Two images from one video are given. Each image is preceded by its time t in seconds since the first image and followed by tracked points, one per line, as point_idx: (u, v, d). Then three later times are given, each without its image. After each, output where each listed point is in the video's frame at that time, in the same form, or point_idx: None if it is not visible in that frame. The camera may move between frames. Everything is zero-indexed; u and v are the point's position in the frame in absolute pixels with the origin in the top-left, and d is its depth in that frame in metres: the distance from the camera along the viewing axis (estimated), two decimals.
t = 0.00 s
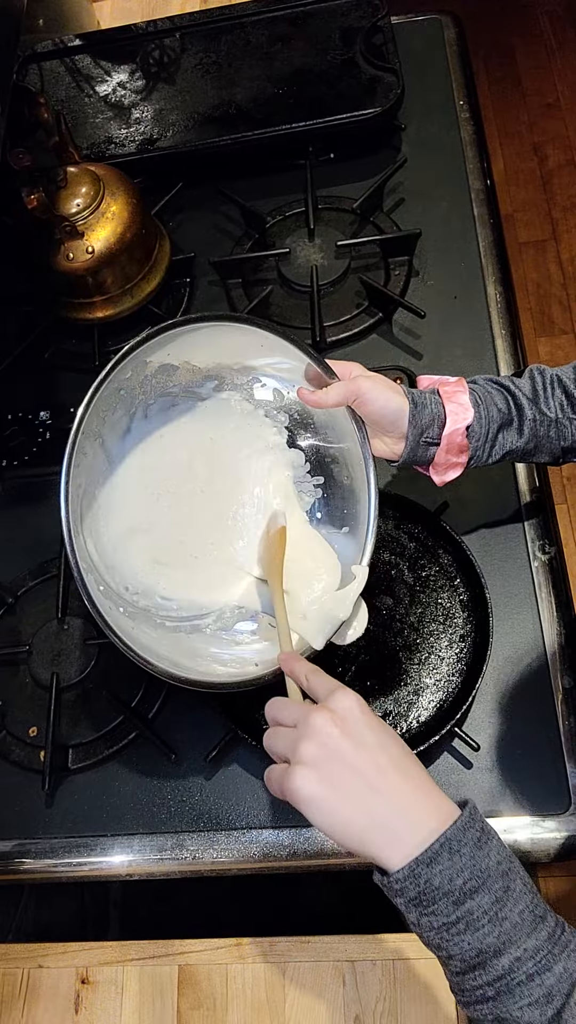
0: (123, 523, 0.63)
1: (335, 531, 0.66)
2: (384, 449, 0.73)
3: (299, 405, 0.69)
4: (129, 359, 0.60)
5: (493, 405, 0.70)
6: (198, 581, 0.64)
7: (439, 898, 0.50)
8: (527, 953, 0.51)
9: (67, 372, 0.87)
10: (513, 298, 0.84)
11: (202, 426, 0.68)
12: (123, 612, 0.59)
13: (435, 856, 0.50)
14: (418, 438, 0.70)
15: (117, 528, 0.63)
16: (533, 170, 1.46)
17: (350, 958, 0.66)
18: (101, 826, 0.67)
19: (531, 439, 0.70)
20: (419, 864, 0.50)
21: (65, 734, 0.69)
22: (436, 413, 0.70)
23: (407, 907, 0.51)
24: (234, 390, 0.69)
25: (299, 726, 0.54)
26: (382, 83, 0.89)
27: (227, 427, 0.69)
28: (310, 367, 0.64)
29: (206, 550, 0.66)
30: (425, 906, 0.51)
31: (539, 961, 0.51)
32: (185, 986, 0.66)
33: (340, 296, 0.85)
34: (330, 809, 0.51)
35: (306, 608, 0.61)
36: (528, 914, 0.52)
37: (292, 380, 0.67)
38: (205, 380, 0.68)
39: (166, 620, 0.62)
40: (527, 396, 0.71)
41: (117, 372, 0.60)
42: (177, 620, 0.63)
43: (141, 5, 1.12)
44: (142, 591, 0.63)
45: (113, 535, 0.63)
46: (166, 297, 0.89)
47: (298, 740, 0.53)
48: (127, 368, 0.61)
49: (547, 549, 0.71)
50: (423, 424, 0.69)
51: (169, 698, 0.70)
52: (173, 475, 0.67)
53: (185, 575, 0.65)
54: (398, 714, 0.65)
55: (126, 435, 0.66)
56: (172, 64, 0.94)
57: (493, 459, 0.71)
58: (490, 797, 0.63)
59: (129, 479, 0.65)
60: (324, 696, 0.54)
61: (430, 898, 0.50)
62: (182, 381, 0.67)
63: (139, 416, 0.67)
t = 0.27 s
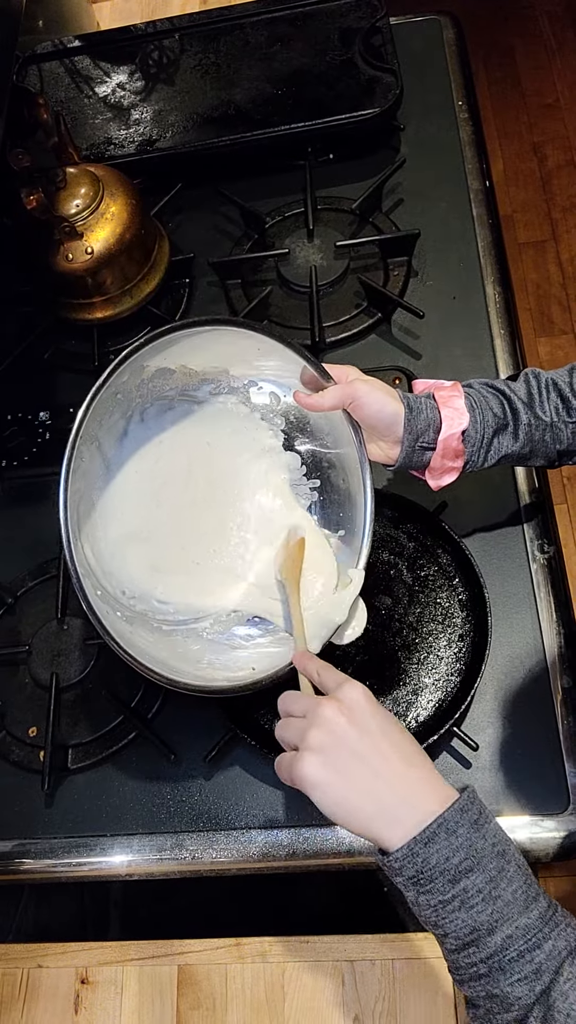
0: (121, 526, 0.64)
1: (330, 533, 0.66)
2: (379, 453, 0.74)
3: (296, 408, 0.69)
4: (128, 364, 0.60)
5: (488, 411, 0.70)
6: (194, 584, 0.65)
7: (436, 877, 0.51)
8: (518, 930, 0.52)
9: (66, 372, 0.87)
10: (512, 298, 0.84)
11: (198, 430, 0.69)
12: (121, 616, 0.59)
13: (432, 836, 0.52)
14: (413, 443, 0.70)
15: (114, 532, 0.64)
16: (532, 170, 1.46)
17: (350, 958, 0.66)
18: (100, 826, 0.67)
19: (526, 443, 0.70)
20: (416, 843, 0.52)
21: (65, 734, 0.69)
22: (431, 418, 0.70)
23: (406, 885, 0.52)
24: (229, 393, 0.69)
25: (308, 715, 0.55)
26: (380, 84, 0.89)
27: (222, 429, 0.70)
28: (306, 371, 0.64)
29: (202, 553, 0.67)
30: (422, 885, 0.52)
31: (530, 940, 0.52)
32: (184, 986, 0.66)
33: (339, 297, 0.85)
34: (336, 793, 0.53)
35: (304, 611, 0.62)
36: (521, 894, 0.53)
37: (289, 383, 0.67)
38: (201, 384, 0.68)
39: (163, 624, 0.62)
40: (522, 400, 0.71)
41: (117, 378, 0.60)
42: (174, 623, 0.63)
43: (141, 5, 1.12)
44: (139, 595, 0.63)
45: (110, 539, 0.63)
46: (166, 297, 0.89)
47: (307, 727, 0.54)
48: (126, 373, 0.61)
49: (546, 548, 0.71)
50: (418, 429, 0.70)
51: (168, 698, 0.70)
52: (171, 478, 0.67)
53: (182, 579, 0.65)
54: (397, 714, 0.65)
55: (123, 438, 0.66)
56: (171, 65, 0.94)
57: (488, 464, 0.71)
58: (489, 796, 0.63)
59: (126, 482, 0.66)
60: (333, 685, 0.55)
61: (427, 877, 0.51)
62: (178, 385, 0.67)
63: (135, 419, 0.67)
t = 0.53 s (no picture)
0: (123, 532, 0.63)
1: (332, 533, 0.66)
2: (379, 455, 0.74)
3: (295, 412, 0.70)
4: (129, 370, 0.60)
5: (488, 410, 0.70)
6: (198, 588, 0.64)
7: (475, 939, 0.50)
8: (563, 989, 0.51)
9: (67, 373, 0.87)
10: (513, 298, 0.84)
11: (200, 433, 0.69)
12: (124, 623, 0.59)
13: (467, 895, 0.50)
14: (413, 446, 0.70)
15: (117, 539, 0.63)
16: (533, 170, 1.45)
17: (351, 960, 0.65)
18: (101, 828, 0.67)
19: (526, 444, 0.70)
20: (450, 903, 0.50)
21: (65, 736, 0.69)
22: (431, 421, 0.70)
23: (442, 948, 0.51)
24: (229, 397, 0.70)
25: (319, 763, 0.53)
26: (381, 84, 0.89)
27: (225, 433, 0.69)
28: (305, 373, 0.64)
29: (208, 556, 0.66)
30: (461, 948, 0.50)
31: None
32: (185, 987, 0.66)
33: (340, 297, 0.85)
34: (351, 848, 0.51)
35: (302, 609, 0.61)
36: (564, 950, 0.52)
37: (289, 385, 0.68)
38: (200, 389, 0.68)
39: (166, 630, 0.62)
40: (522, 401, 0.71)
41: (117, 383, 0.61)
42: (176, 629, 0.63)
43: (141, 6, 1.12)
44: (143, 601, 0.62)
45: (113, 546, 0.63)
46: (167, 297, 0.89)
47: (318, 778, 0.53)
48: (126, 379, 0.61)
49: (548, 549, 0.71)
50: (419, 431, 0.69)
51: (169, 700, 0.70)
52: (174, 483, 0.67)
53: (186, 583, 0.64)
54: (398, 716, 0.65)
55: (124, 446, 0.66)
56: (172, 66, 0.94)
57: (488, 465, 0.71)
58: (491, 798, 0.63)
59: (128, 489, 0.65)
60: (344, 731, 0.53)
61: (464, 939, 0.50)
62: (177, 391, 0.68)
63: (136, 425, 0.67)
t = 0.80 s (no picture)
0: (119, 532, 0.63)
1: (327, 533, 0.66)
2: (375, 455, 0.74)
3: (291, 411, 0.70)
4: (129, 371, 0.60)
5: (485, 410, 0.70)
6: (193, 587, 0.64)
7: (467, 921, 0.50)
8: (554, 974, 0.50)
9: (67, 374, 0.87)
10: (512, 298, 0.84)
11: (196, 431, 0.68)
12: (121, 624, 0.59)
13: (462, 879, 0.50)
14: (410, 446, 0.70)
15: (113, 538, 0.63)
16: (533, 171, 1.45)
17: (351, 962, 0.65)
18: (101, 830, 0.66)
19: (522, 444, 0.70)
20: (445, 887, 0.50)
21: (65, 739, 0.69)
22: (428, 421, 0.69)
23: (435, 930, 0.51)
24: (224, 395, 0.69)
25: (324, 755, 0.54)
26: (380, 85, 0.89)
27: (221, 431, 0.69)
28: (303, 371, 0.64)
29: (203, 556, 0.66)
30: (453, 929, 0.50)
31: (568, 984, 0.50)
32: (185, 990, 0.66)
33: (339, 299, 0.85)
34: (356, 837, 0.51)
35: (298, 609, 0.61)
36: (556, 936, 0.51)
37: (287, 384, 0.68)
38: (197, 386, 0.68)
39: (161, 629, 0.62)
40: (518, 401, 0.71)
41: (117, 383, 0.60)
42: (171, 627, 0.63)
43: (141, 7, 1.12)
44: (140, 602, 0.62)
45: (109, 545, 0.62)
46: (166, 299, 0.89)
47: (323, 770, 0.53)
48: (125, 379, 0.61)
49: (547, 550, 0.71)
50: (415, 432, 0.69)
51: (168, 702, 0.70)
52: (172, 483, 0.67)
53: (181, 581, 0.64)
54: (398, 718, 0.65)
55: (120, 444, 0.65)
56: (171, 68, 0.94)
57: (484, 465, 0.71)
58: (491, 799, 0.63)
59: (126, 489, 0.65)
60: (348, 723, 0.54)
61: (457, 923, 0.50)
62: (174, 389, 0.67)
63: (134, 423, 0.66)
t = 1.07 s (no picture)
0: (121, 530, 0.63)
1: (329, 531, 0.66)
2: (378, 455, 0.74)
3: (295, 410, 0.70)
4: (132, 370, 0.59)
5: (488, 412, 0.70)
6: (193, 585, 0.64)
7: (501, 971, 0.50)
8: None
9: (67, 377, 0.87)
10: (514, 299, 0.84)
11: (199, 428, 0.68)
12: (120, 622, 0.59)
13: (495, 927, 0.50)
14: (413, 448, 0.70)
15: (114, 535, 0.62)
16: (535, 172, 1.45)
17: (352, 967, 0.65)
18: (102, 834, 0.66)
19: (526, 446, 0.70)
20: (478, 936, 0.50)
21: (65, 743, 0.69)
22: (431, 423, 0.69)
23: (469, 978, 0.51)
24: (229, 392, 0.69)
25: (343, 787, 0.53)
26: (382, 87, 0.89)
27: (224, 430, 0.68)
28: (306, 371, 0.64)
29: (204, 554, 0.65)
30: (488, 979, 0.50)
31: None
32: (185, 995, 0.66)
33: (341, 301, 0.84)
34: (375, 876, 0.51)
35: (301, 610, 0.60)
36: None
37: (289, 385, 0.67)
38: (201, 384, 0.67)
39: (160, 626, 0.62)
40: (522, 402, 0.71)
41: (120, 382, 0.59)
42: (171, 625, 0.63)
43: (141, 8, 1.12)
44: (141, 601, 0.62)
45: (110, 542, 0.62)
46: (167, 300, 0.89)
47: (341, 802, 0.53)
48: (129, 378, 0.60)
49: (550, 553, 0.71)
50: (418, 434, 0.69)
51: (169, 706, 0.70)
52: (173, 482, 0.66)
53: (183, 579, 0.64)
54: (399, 722, 0.64)
55: (123, 441, 0.65)
56: (172, 69, 0.94)
57: (487, 467, 0.70)
58: (493, 804, 0.63)
59: (127, 487, 0.65)
60: (368, 753, 0.54)
61: (493, 972, 0.50)
62: (179, 386, 0.66)
63: (136, 421, 0.66)
